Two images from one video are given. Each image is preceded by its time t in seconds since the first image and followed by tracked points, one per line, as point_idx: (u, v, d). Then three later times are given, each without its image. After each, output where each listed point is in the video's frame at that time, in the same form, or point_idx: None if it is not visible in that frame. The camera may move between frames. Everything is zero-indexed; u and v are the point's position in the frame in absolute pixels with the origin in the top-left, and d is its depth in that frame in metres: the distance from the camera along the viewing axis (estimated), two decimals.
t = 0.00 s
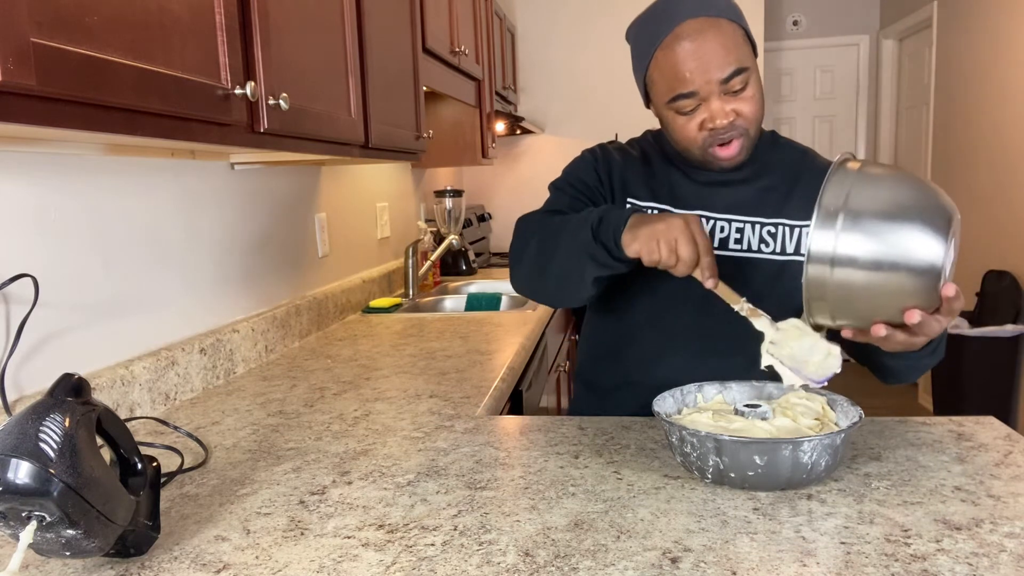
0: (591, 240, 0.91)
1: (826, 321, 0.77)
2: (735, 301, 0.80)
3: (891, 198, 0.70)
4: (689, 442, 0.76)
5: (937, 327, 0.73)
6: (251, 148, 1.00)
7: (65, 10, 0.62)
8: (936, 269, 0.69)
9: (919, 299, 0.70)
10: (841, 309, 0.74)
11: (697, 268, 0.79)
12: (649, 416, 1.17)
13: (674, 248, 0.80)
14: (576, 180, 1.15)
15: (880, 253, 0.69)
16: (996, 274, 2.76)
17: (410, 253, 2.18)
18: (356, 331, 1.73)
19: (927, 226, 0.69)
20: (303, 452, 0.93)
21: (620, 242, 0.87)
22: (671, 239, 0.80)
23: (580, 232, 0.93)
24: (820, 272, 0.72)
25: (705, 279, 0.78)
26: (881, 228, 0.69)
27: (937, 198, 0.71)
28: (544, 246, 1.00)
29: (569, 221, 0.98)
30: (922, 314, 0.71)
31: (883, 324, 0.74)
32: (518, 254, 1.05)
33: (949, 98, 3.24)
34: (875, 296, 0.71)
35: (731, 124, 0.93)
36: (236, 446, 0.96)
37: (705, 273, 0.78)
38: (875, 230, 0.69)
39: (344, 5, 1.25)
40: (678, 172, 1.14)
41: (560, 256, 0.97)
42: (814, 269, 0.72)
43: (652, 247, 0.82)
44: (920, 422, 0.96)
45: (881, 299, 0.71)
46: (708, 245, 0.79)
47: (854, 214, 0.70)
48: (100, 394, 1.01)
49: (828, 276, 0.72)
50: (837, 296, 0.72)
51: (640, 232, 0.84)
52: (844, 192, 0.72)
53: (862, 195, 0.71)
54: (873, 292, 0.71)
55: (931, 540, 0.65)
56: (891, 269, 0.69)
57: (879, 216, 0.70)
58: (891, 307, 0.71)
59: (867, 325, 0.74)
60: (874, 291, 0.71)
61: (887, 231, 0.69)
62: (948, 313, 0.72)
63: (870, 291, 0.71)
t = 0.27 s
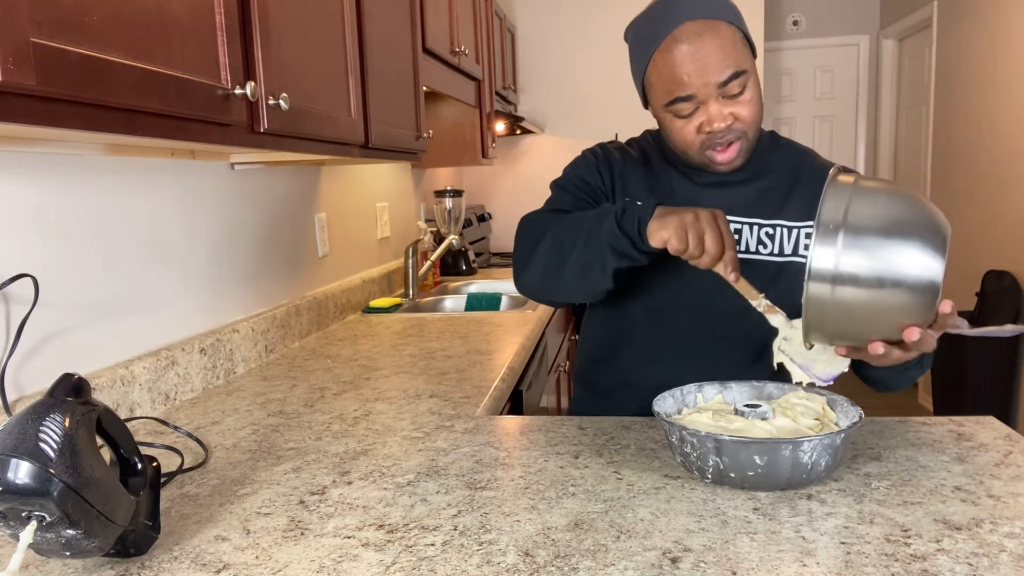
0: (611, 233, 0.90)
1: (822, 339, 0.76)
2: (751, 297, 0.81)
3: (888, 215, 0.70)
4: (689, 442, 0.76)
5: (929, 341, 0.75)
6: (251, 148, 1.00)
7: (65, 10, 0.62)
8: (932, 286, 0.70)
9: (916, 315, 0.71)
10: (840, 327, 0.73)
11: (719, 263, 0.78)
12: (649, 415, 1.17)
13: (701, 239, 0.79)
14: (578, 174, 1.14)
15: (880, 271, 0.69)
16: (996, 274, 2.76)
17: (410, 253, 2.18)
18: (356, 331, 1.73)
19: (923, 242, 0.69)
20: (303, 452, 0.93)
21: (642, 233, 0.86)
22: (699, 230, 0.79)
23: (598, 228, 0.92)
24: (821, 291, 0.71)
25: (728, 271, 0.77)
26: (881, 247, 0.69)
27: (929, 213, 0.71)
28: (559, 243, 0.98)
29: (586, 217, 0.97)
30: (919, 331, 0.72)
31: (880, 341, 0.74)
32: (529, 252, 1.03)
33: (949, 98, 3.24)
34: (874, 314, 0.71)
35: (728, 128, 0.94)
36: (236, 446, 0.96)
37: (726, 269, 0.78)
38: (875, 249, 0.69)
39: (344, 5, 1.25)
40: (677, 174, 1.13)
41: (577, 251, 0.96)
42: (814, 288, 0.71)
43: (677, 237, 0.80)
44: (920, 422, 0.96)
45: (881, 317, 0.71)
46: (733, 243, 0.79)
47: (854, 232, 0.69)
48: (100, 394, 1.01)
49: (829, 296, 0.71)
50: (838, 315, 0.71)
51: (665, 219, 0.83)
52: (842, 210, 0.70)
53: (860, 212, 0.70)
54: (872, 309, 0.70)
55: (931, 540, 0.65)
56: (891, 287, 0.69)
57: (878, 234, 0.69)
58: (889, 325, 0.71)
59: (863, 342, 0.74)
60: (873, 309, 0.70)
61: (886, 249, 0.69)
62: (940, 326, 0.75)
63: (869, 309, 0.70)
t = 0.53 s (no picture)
0: (595, 268, 0.95)
1: (824, 332, 0.77)
2: (728, 323, 0.81)
3: (892, 208, 0.70)
4: (689, 442, 0.76)
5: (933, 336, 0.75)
6: (251, 148, 1.00)
7: (65, 10, 0.62)
8: (936, 279, 0.70)
9: (919, 309, 0.71)
10: (841, 319, 0.74)
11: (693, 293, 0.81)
12: (649, 416, 1.17)
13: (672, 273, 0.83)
14: (566, 192, 1.18)
15: (882, 263, 0.69)
16: (996, 274, 2.76)
17: (410, 253, 2.18)
18: (356, 331, 1.73)
19: (926, 236, 0.69)
20: (303, 452, 0.93)
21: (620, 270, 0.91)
22: (669, 266, 0.83)
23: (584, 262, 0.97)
24: (823, 283, 0.72)
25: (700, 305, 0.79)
26: (884, 240, 0.69)
27: (934, 207, 0.72)
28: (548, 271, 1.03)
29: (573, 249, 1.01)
30: (922, 324, 0.72)
31: (882, 334, 0.74)
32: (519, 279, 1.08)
33: (949, 98, 3.24)
34: (876, 306, 0.71)
35: (729, 129, 0.94)
36: (236, 446, 0.96)
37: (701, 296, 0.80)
38: (878, 241, 0.69)
39: (344, 5, 1.26)
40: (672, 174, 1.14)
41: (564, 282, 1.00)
42: (815, 279, 0.72)
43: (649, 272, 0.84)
44: (920, 422, 0.96)
45: (883, 310, 0.71)
46: (703, 275, 0.82)
47: (856, 225, 0.70)
48: (100, 394, 1.01)
49: (830, 288, 0.71)
50: (839, 307, 0.72)
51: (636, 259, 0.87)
52: (845, 202, 0.71)
53: (864, 205, 0.71)
54: (873, 303, 0.71)
55: (931, 540, 0.65)
56: (893, 279, 0.70)
57: (881, 227, 0.70)
58: (892, 318, 0.72)
59: (866, 335, 0.75)
60: (875, 301, 0.71)
61: (888, 242, 0.69)
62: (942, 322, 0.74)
63: (871, 302, 0.71)
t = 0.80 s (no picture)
0: (572, 281, 1.01)
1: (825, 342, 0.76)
2: (700, 311, 0.84)
3: (888, 216, 0.70)
4: (689, 442, 0.76)
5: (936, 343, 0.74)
6: (251, 148, 1.00)
7: (65, 10, 0.62)
8: (936, 286, 0.69)
9: (919, 316, 0.70)
10: (841, 328, 0.73)
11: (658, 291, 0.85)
12: (649, 416, 1.17)
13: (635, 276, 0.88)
14: (559, 204, 1.22)
15: (879, 270, 0.69)
16: (997, 274, 2.74)
17: (410, 253, 2.18)
18: (356, 331, 1.73)
19: (924, 242, 0.69)
20: (303, 452, 0.93)
21: (590, 281, 0.97)
22: (630, 270, 0.88)
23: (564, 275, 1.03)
24: (820, 291, 0.71)
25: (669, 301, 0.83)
26: (880, 247, 0.69)
27: (933, 214, 0.71)
28: (535, 285, 1.09)
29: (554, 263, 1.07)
30: (922, 331, 0.71)
31: (882, 342, 0.74)
32: (513, 293, 1.15)
33: (949, 98, 3.24)
34: (875, 313, 0.71)
35: (723, 132, 0.93)
36: (236, 446, 0.96)
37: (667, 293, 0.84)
38: (874, 248, 0.69)
39: (344, 5, 1.25)
40: (667, 177, 1.14)
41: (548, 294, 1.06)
42: (813, 288, 0.72)
43: (615, 279, 0.89)
44: (920, 422, 0.96)
45: (882, 317, 0.71)
46: (665, 271, 0.86)
47: (852, 232, 0.70)
48: (100, 394, 1.01)
49: (828, 296, 0.71)
50: (838, 316, 0.72)
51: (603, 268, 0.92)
52: (841, 211, 0.72)
53: (859, 213, 0.71)
54: (873, 310, 0.70)
55: (931, 540, 0.65)
56: (891, 286, 0.69)
57: (878, 234, 0.70)
58: (892, 325, 0.71)
59: (867, 343, 0.74)
60: (873, 309, 0.70)
61: (885, 249, 0.69)
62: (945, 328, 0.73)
63: (869, 309, 0.70)
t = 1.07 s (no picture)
0: (571, 287, 1.01)
1: (809, 351, 0.76)
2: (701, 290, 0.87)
3: (869, 227, 0.70)
4: (689, 442, 0.76)
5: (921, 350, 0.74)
6: (251, 148, 1.00)
7: (66, 11, 0.62)
8: (919, 295, 0.69)
9: (903, 325, 0.70)
10: (825, 337, 0.73)
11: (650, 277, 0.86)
12: (650, 416, 1.17)
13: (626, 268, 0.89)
14: (558, 204, 1.21)
15: (861, 281, 0.69)
16: (996, 274, 2.74)
17: (410, 253, 2.18)
18: (356, 331, 1.73)
19: (905, 251, 0.69)
20: (303, 452, 0.93)
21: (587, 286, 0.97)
22: (625, 267, 0.88)
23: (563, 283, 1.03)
24: (803, 302, 0.71)
25: (670, 287, 0.83)
26: (861, 257, 0.69)
27: (913, 224, 0.71)
28: (536, 289, 1.09)
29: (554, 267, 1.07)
30: (906, 341, 0.71)
31: (869, 353, 0.75)
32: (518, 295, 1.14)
33: (949, 98, 3.24)
34: (858, 322, 0.71)
35: (719, 133, 0.93)
36: (236, 446, 0.96)
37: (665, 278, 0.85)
38: (855, 258, 0.69)
39: (344, 6, 1.26)
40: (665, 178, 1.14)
41: (547, 300, 1.06)
42: (795, 298, 0.71)
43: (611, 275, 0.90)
44: (919, 422, 0.96)
45: (865, 326, 0.71)
46: (658, 259, 0.87)
47: (834, 243, 0.70)
48: (100, 394, 1.01)
49: (811, 305, 0.71)
50: (821, 325, 0.72)
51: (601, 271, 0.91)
52: (821, 222, 0.72)
53: (840, 223, 0.71)
54: (856, 320, 0.70)
55: (931, 540, 0.65)
56: (873, 296, 0.69)
57: (859, 245, 0.69)
58: (876, 334, 0.71)
59: (852, 351, 0.74)
60: (856, 317, 0.70)
61: (866, 259, 0.69)
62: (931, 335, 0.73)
63: (853, 319, 0.70)
